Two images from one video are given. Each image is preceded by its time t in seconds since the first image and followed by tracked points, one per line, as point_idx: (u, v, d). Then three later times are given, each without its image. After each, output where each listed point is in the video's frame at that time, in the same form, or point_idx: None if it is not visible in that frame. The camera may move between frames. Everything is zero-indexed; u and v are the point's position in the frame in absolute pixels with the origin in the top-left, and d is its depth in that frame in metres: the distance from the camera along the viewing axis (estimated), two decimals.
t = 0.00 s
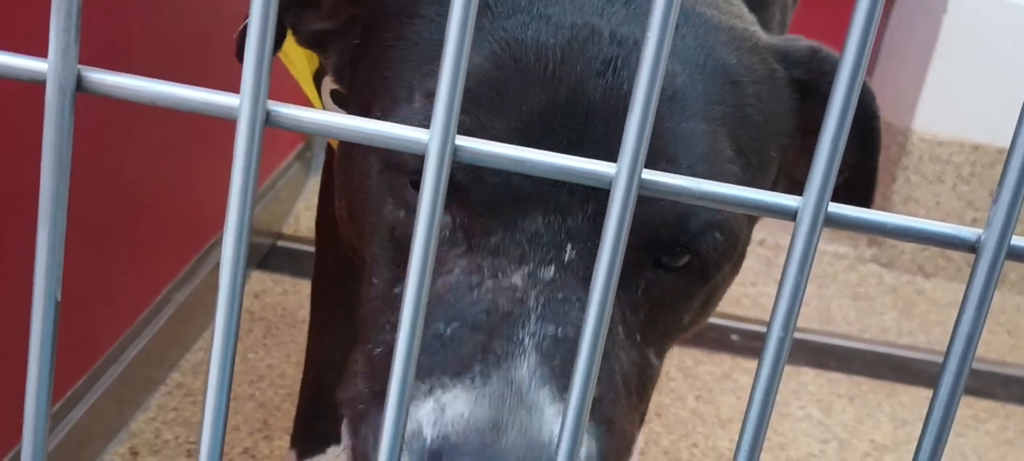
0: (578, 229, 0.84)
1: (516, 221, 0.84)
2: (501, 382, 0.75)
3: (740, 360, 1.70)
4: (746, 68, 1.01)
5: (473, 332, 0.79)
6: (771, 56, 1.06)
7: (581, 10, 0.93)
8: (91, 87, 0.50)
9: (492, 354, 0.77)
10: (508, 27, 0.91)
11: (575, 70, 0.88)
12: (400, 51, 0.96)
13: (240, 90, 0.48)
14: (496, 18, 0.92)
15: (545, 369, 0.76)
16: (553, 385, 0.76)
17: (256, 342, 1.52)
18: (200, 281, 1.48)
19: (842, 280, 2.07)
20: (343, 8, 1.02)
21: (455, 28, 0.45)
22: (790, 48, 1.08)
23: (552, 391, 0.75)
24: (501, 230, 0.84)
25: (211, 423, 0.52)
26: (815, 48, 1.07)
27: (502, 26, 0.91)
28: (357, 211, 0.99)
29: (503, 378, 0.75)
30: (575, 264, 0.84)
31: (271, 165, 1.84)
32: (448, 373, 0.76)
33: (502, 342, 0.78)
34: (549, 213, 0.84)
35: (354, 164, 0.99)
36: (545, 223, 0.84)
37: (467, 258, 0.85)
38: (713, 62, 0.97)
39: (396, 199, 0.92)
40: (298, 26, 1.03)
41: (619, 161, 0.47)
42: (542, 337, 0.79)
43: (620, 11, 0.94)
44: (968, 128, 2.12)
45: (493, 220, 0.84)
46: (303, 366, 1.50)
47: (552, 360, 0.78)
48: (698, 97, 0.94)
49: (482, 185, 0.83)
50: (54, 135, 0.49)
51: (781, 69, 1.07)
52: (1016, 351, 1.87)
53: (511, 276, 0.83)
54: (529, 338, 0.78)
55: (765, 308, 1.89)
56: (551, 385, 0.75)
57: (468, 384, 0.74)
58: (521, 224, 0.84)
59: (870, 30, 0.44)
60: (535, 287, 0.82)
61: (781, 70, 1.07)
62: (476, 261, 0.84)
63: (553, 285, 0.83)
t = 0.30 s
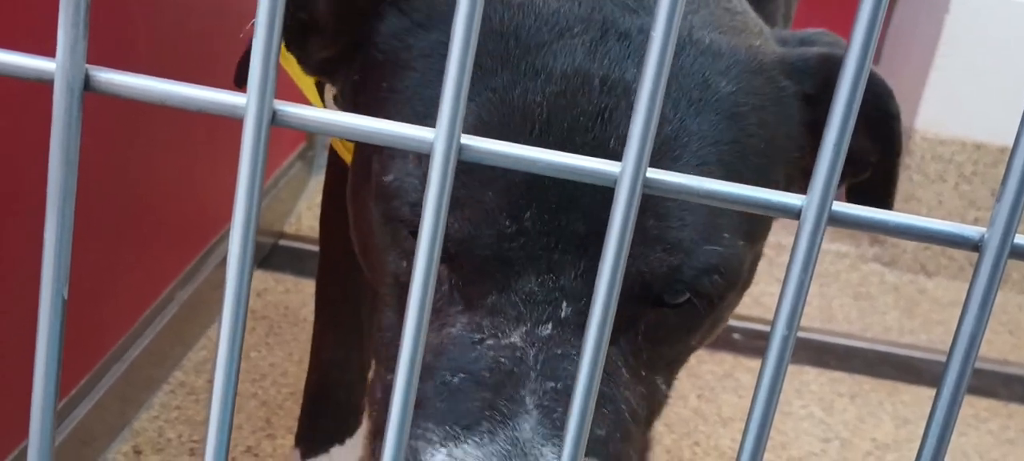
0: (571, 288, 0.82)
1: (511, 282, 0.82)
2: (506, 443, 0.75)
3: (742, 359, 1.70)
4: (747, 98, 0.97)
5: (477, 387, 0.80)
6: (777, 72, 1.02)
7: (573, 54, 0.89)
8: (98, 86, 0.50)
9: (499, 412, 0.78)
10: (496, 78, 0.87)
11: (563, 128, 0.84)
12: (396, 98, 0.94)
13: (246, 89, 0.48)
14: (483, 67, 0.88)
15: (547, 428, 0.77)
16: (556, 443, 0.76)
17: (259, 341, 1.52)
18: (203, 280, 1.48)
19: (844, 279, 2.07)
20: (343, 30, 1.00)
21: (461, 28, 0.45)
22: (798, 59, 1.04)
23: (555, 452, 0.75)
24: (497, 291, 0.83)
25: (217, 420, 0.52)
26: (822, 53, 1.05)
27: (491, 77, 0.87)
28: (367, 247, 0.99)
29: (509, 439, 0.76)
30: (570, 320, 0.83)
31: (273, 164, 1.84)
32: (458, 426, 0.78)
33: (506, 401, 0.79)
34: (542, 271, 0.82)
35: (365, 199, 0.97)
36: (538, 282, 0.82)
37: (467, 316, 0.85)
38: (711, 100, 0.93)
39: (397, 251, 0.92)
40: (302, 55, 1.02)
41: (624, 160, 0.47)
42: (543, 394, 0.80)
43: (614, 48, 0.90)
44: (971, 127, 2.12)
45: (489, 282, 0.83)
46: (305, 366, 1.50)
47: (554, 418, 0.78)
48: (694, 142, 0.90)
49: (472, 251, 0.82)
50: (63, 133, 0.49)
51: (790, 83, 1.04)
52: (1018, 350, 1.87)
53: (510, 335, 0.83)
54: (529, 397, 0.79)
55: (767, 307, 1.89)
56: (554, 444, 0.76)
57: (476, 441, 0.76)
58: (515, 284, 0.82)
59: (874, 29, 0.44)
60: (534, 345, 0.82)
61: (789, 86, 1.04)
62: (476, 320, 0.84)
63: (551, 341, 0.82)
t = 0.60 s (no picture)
0: (566, 250, 0.82)
1: (505, 241, 0.82)
2: (491, 384, 0.76)
3: (743, 358, 1.70)
4: (729, 106, 0.99)
5: (464, 338, 0.80)
6: (756, 96, 1.05)
7: (568, 45, 0.92)
8: (95, 85, 0.50)
9: (485, 358, 0.78)
10: (496, 58, 0.90)
11: (561, 101, 0.87)
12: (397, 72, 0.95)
13: (244, 88, 0.48)
14: (481, 47, 0.91)
15: (538, 371, 0.77)
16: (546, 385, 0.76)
17: (259, 340, 1.52)
18: (203, 279, 1.48)
19: (845, 278, 2.07)
20: (332, 47, 1.02)
21: (458, 27, 0.45)
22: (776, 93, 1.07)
23: (547, 392, 0.75)
24: (490, 249, 0.83)
25: (216, 417, 0.52)
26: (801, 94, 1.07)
27: (491, 59, 0.90)
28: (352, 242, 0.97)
29: (495, 379, 0.76)
30: (564, 283, 0.83)
31: (272, 164, 1.84)
32: (439, 375, 0.78)
33: (494, 349, 0.79)
34: (538, 234, 0.82)
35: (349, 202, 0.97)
36: (533, 245, 0.82)
37: (456, 277, 0.84)
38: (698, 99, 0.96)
39: (389, 225, 0.90)
40: (288, 64, 1.03)
41: (623, 158, 0.47)
42: (534, 344, 0.80)
43: (606, 48, 0.92)
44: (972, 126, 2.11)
45: (483, 241, 0.83)
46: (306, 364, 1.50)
47: (545, 367, 0.78)
48: (680, 137, 0.93)
49: (471, 206, 0.82)
50: (60, 132, 0.49)
51: (767, 109, 1.06)
52: (1019, 348, 1.87)
53: (501, 291, 0.82)
54: (520, 346, 0.79)
55: (767, 306, 1.89)
56: (544, 387, 0.76)
57: (458, 384, 0.76)
58: (509, 245, 0.82)
59: (872, 29, 0.44)
60: (526, 300, 0.82)
61: (766, 111, 1.06)
62: (464, 279, 0.83)
63: (543, 300, 0.82)
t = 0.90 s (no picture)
0: (572, 209, 0.84)
1: (511, 195, 0.83)
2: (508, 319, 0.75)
3: (745, 357, 1.70)
4: (720, 85, 1.02)
5: (480, 274, 0.78)
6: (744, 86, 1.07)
7: (561, 22, 0.95)
8: (98, 83, 0.50)
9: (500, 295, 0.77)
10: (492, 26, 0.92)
11: (560, 69, 0.90)
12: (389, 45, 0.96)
13: (248, 86, 0.48)
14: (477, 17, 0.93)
15: (548, 317, 0.77)
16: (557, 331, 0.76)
17: (261, 338, 1.52)
18: (205, 277, 1.48)
19: (847, 276, 2.07)
20: (320, 52, 1.07)
21: (462, 26, 0.45)
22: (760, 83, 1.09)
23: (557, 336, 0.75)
24: (496, 198, 0.83)
25: (220, 416, 0.52)
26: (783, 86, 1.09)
27: (493, 28, 0.91)
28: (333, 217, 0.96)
29: (510, 316, 0.75)
30: (571, 238, 0.84)
31: (275, 162, 1.84)
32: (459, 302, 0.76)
33: (510, 291, 0.78)
34: (542, 193, 0.84)
35: (332, 176, 0.97)
36: (537, 201, 0.83)
37: (465, 217, 0.83)
38: (692, 77, 0.98)
39: (380, 177, 0.91)
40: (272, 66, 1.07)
41: (625, 156, 0.47)
42: (546, 291, 0.80)
43: (596, 27, 0.96)
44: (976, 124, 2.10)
45: (489, 190, 0.83)
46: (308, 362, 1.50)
47: (555, 313, 0.78)
48: (678, 103, 0.95)
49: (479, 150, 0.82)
50: (64, 130, 0.49)
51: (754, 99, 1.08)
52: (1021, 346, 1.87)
53: (511, 237, 0.82)
54: (532, 291, 0.79)
55: (770, 304, 1.89)
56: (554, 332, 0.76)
57: (480, 313, 0.74)
58: (515, 199, 0.83)
59: (874, 32, 0.44)
60: (535, 250, 0.82)
61: (752, 99, 1.07)
62: (475, 221, 0.83)
63: (552, 252, 0.82)
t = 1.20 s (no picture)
0: (584, 218, 0.84)
1: (521, 204, 0.83)
2: (504, 351, 0.73)
3: (746, 356, 1.70)
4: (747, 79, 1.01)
5: (478, 298, 0.77)
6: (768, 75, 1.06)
7: (592, 7, 0.94)
8: (95, 82, 0.50)
9: (501, 321, 0.76)
10: (518, 14, 0.91)
11: (587, 61, 0.88)
12: (408, 32, 0.95)
13: (245, 85, 0.48)
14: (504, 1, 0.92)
15: (550, 346, 0.76)
16: (555, 363, 0.75)
17: (261, 338, 1.52)
18: (206, 276, 1.48)
19: (848, 276, 2.07)
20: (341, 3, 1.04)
21: (460, 24, 0.45)
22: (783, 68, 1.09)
23: (554, 370, 0.74)
24: (506, 208, 0.83)
25: (216, 418, 0.52)
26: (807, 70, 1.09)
27: (518, 10, 0.91)
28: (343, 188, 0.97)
29: (509, 347, 0.73)
30: (579, 249, 0.84)
31: (275, 161, 1.84)
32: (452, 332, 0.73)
33: (509, 316, 0.77)
34: (554, 199, 0.83)
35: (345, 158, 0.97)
36: (549, 208, 0.83)
37: (470, 231, 0.83)
38: (719, 70, 0.97)
39: (393, 172, 0.89)
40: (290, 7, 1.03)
41: (625, 155, 0.47)
42: (548, 314, 0.79)
43: (625, 15, 0.95)
44: (976, 123, 2.10)
45: (498, 199, 0.83)
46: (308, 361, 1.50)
47: (555, 341, 0.77)
48: (701, 98, 0.94)
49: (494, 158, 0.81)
50: (61, 130, 0.49)
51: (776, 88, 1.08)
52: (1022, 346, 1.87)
53: (517, 253, 0.82)
54: (535, 315, 0.78)
55: (771, 304, 1.89)
56: (553, 364, 0.74)
57: (473, 348, 0.72)
58: (526, 206, 0.83)
59: (875, 28, 0.44)
60: (541, 266, 0.82)
61: (775, 88, 1.07)
62: (480, 235, 0.82)
63: (558, 267, 0.82)
